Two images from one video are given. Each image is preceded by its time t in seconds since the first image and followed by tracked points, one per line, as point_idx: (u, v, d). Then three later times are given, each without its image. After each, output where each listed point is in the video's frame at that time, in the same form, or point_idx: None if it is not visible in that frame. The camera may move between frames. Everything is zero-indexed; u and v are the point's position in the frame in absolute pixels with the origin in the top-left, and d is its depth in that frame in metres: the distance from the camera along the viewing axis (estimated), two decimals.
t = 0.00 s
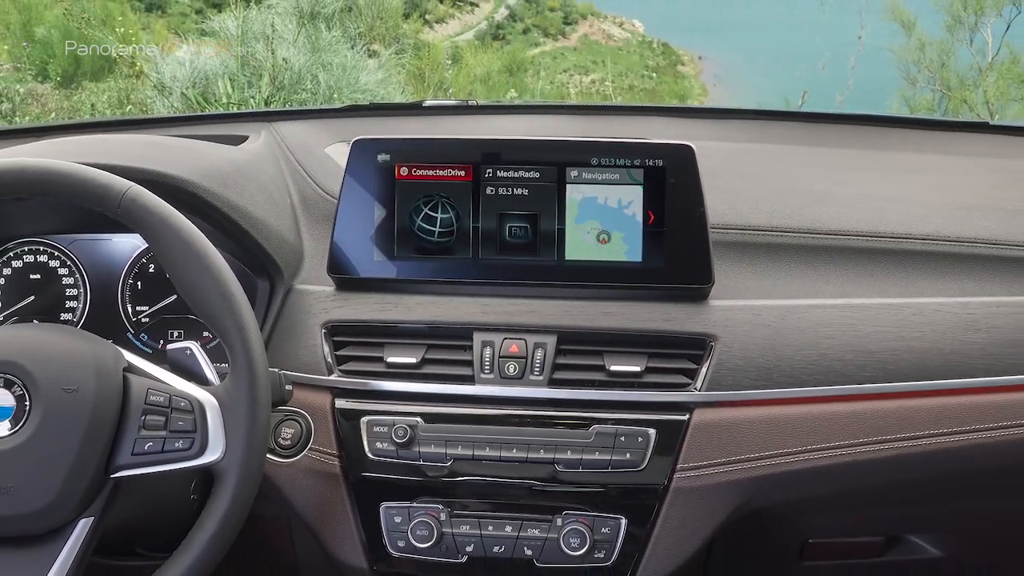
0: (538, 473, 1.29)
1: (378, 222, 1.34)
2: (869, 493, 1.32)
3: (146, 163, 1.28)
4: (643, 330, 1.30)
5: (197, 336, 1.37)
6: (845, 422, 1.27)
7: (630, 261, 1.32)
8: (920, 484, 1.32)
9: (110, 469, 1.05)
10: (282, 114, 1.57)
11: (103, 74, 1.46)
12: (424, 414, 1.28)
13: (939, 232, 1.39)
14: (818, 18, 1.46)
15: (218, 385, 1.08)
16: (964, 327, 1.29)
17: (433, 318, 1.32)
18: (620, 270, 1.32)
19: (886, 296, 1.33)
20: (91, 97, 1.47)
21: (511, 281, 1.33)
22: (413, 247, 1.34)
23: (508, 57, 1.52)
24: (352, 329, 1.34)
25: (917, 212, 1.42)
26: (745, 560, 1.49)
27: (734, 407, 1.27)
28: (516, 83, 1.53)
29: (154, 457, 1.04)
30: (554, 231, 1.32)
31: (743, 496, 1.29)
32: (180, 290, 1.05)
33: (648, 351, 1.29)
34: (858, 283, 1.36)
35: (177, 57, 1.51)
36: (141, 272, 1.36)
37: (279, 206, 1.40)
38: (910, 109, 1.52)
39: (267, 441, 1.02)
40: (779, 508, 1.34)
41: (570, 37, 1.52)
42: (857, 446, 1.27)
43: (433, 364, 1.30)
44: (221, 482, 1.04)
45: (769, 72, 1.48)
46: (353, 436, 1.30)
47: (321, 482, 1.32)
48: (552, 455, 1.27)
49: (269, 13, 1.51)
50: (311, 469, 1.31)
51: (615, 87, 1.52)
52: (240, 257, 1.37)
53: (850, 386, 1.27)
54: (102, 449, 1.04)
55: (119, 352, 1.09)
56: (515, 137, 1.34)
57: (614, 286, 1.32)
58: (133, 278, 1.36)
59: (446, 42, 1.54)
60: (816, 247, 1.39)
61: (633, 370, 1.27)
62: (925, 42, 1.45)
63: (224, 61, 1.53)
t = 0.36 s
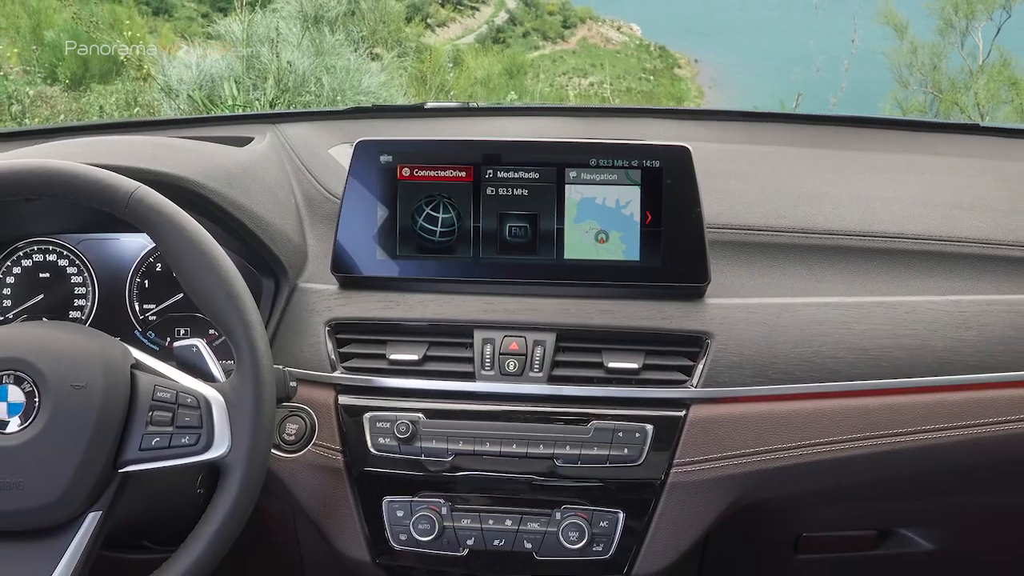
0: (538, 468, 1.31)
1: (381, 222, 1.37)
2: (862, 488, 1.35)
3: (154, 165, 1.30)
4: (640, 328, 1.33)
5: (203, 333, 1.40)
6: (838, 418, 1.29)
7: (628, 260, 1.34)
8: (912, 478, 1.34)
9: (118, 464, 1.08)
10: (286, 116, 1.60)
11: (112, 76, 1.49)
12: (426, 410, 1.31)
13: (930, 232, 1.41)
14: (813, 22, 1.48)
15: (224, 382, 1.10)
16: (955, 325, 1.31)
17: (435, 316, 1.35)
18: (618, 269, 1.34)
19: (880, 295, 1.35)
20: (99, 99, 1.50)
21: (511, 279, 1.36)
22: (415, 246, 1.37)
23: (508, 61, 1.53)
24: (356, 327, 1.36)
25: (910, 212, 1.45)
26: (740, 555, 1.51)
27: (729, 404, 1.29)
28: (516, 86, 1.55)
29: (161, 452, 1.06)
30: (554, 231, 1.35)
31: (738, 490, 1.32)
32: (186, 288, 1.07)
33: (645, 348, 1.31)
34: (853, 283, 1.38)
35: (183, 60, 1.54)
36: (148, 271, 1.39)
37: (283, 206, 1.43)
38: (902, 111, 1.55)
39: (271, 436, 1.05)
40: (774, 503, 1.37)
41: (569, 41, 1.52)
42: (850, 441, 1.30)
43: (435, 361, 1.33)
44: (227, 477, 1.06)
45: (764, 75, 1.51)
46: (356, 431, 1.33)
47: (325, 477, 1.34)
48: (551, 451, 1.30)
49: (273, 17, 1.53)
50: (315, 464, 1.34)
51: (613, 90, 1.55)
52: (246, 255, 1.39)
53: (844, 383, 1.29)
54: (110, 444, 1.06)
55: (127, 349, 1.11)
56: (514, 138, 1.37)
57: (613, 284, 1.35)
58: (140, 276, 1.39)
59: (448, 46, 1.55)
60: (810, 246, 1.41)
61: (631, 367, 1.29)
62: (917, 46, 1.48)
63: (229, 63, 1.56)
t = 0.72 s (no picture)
0: (537, 462, 1.34)
1: (383, 221, 1.39)
2: (855, 482, 1.38)
3: (160, 165, 1.33)
4: (638, 326, 1.35)
5: (209, 330, 1.43)
6: (831, 414, 1.32)
7: (626, 259, 1.37)
8: (905, 473, 1.37)
9: (125, 459, 1.10)
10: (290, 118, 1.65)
11: (120, 78, 1.51)
12: (428, 406, 1.34)
13: (922, 232, 1.44)
14: (808, 26, 1.50)
15: (229, 379, 1.12)
16: (947, 323, 1.34)
17: (437, 314, 1.37)
18: (616, 268, 1.37)
19: (873, 293, 1.38)
20: (108, 101, 1.53)
21: (511, 278, 1.38)
22: (417, 245, 1.40)
23: (509, 63, 1.56)
24: (359, 324, 1.39)
25: (902, 211, 1.48)
26: (735, 548, 1.53)
27: (725, 400, 1.32)
28: (516, 88, 1.58)
29: (168, 448, 1.08)
30: (553, 231, 1.37)
31: (733, 485, 1.35)
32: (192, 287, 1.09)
33: (642, 346, 1.34)
34: (846, 281, 1.40)
35: (191, 63, 1.56)
36: (155, 270, 1.42)
37: (288, 206, 1.45)
38: (894, 113, 1.59)
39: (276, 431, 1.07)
40: (769, 497, 1.40)
41: (568, 45, 1.55)
42: (843, 437, 1.33)
43: (436, 358, 1.35)
44: (233, 472, 1.08)
45: (759, 78, 1.55)
46: (359, 427, 1.35)
47: (328, 472, 1.37)
48: (550, 446, 1.32)
49: (278, 21, 1.56)
50: (319, 459, 1.37)
51: (611, 92, 1.58)
52: (251, 255, 1.42)
53: (837, 379, 1.32)
54: (118, 440, 1.08)
55: (134, 347, 1.14)
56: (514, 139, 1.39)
57: (610, 283, 1.38)
58: (147, 275, 1.42)
59: (449, 49, 1.58)
60: (805, 245, 1.44)
61: (628, 364, 1.32)
62: (909, 49, 1.50)
63: (234, 65, 1.59)
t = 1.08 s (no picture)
0: (537, 457, 1.37)
1: (386, 221, 1.42)
2: (848, 476, 1.40)
3: (168, 166, 1.36)
4: (635, 323, 1.38)
5: (216, 328, 1.45)
6: (824, 410, 1.35)
7: (624, 258, 1.40)
8: (897, 468, 1.39)
9: (133, 454, 1.12)
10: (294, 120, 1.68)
11: (127, 81, 1.56)
12: (429, 402, 1.36)
13: (915, 232, 1.47)
14: (801, 29, 1.54)
15: (235, 375, 1.15)
16: (938, 321, 1.37)
17: (438, 312, 1.40)
18: (614, 267, 1.40)
19: (865, 291, 1.41)
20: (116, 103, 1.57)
21: (511, 277, 1.41)
22: (418, 244, 1.42)
23: (509, 67, 1.61)
24: (362, 322, 1.42)
25: (894, 211, 1.51)
26: (731, 541, 1.56)
27: (721, 397, 1.35)
28: (515, 90, 1.64)
29: (175, 443, 1.11)
30: (552, 230, 1.40)
31: (728, 479, 1.38)
32: (198, 285, 1.12)
33: (640, 343, 1.37)
34: (839, 279, 1.43)
35: (198, 66, 1.59)
36: (162, 269, 1.45)
37: (292, 206, 1.48)
38: (887, 115, 1.63)
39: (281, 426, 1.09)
40: (763, 491, 1.42)
41: (567, 48, 1.59)
42: (836, 433, 1.35)
43: (438, 355, 1.38)
44: (238, 466, 1.11)
45: (754, 80, 1.57)
46: (362, 422, 1.38)
47: (332, 467, 1.40)
48: (550, 441, 1.35)
49: (282, 25, 1.59)
50: (322, 455, 1.40)
51: (608, 95, 1.62)
52: (257, 254, 1.45)
53: (830, 376, 1.34)
54: (126, 435, 1.11)
55: (141, 344, 1.16)
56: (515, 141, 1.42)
57: (608, 281, 1.40)
58: (155, 273, 1.45)
59: (450, 52, 1.64)
60: (799, 245, 1.47)
61: (626, 361, 1.35)
62: (901, 52, 1.53)
63: (240, 67, 1.62)
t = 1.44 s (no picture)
0: (537, 452, 1.40)
1: (388, 221, 1.45)
2: (841, 471, 1.43)
3: (175, 167, 1.39)
4: (633, 321, 1.40)
5: (221, 326, 1.49)
6: (818, 406, 1.37)
7: (621, 257, 1.42)
8: (889, 462, 1.42)
9: (141, 449, 1.15)
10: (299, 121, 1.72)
11: (135, 84, 1.60)
12: (431, 398, 1.39)
13: (907, 231, 1.50)
14: (798, 33, 1.59)
15: (240, 372, 1.17)
16: (929, 318, 1.40)
17: (440, 310, 1.43)
18: (612, 266, 1.42)
19: (859, 289, 1.44)
20: (123, 105, 1.62)
21: (510, 276, 1.44)
22: (420, 244, 1.45)
23: (509, 70, 1.65)
24: (365, 320, 1.44)
25: (887, 211, 1.53)
26: (726, 534, 1.59)
27: (716, 393, 1.37)
28: (516, 93, 1.66)
29: (182, 438, 1.14)
30: (551, 230, 1.43)
31: (724, 474, 1.40)
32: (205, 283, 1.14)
33: (637, 340, 1.39)
34: (833, 278, 1.46)
35: (204, 69, 1.65)
36: (169, 267, 1.48)
37: (296, 206, 1.51)
38: (880, 116, 1.66)
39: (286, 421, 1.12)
40: (758, 486, 1.45)
41: (566, 51, 1.64)
42: (829, 428, 1.38)
43: (439, 352, 1.41)
44: (244, 461, 1.14)
45: (749, 83, 1.62)
46: (365, 418, 1.41)
47: (336, 461, 1.43)
48: (549, 436, 1.38)
49: (287, 28, 1.64)
50: (326, 449, 1.43)
51: (608, 97, 1.65)
52: (262, 254, 1.48)
53: (823, 372, 1.37)
54: (134, 430, 1.13)
55: (149, 342, 1.19)
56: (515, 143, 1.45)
57: (606, 280, 1.43)
58: (162, 272, 1.48)
59: (451, 55, 1.70)
60: (794, 244, 1.49)
61: (623, 358, 1.37)
62: (893, 55, 1.58)
63: (245, 70, 1.67)
